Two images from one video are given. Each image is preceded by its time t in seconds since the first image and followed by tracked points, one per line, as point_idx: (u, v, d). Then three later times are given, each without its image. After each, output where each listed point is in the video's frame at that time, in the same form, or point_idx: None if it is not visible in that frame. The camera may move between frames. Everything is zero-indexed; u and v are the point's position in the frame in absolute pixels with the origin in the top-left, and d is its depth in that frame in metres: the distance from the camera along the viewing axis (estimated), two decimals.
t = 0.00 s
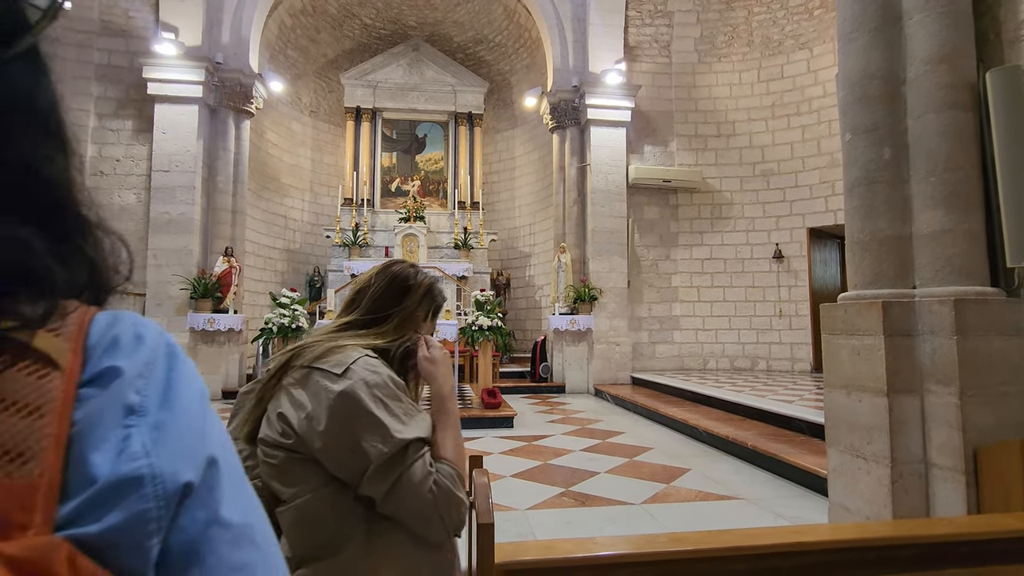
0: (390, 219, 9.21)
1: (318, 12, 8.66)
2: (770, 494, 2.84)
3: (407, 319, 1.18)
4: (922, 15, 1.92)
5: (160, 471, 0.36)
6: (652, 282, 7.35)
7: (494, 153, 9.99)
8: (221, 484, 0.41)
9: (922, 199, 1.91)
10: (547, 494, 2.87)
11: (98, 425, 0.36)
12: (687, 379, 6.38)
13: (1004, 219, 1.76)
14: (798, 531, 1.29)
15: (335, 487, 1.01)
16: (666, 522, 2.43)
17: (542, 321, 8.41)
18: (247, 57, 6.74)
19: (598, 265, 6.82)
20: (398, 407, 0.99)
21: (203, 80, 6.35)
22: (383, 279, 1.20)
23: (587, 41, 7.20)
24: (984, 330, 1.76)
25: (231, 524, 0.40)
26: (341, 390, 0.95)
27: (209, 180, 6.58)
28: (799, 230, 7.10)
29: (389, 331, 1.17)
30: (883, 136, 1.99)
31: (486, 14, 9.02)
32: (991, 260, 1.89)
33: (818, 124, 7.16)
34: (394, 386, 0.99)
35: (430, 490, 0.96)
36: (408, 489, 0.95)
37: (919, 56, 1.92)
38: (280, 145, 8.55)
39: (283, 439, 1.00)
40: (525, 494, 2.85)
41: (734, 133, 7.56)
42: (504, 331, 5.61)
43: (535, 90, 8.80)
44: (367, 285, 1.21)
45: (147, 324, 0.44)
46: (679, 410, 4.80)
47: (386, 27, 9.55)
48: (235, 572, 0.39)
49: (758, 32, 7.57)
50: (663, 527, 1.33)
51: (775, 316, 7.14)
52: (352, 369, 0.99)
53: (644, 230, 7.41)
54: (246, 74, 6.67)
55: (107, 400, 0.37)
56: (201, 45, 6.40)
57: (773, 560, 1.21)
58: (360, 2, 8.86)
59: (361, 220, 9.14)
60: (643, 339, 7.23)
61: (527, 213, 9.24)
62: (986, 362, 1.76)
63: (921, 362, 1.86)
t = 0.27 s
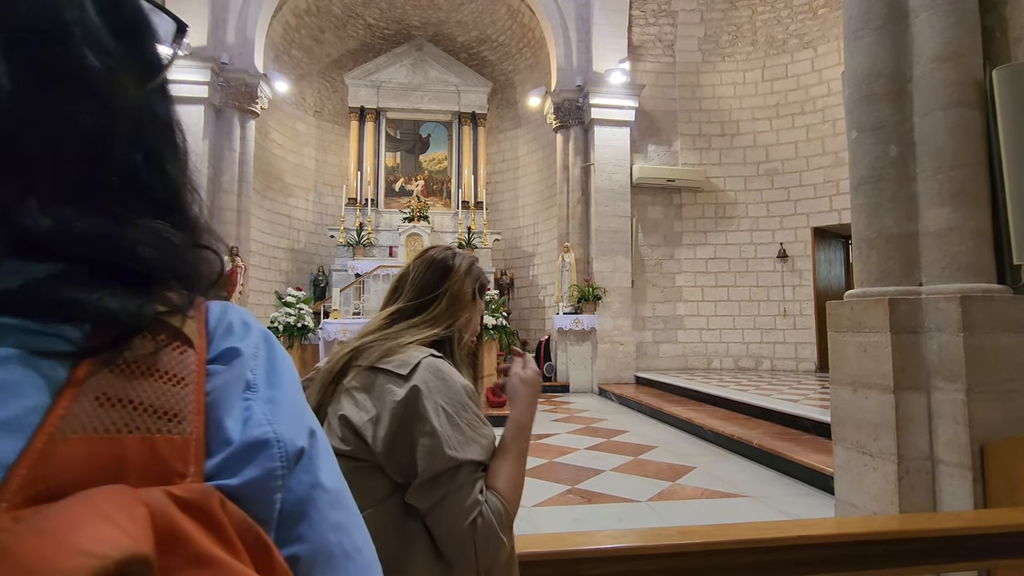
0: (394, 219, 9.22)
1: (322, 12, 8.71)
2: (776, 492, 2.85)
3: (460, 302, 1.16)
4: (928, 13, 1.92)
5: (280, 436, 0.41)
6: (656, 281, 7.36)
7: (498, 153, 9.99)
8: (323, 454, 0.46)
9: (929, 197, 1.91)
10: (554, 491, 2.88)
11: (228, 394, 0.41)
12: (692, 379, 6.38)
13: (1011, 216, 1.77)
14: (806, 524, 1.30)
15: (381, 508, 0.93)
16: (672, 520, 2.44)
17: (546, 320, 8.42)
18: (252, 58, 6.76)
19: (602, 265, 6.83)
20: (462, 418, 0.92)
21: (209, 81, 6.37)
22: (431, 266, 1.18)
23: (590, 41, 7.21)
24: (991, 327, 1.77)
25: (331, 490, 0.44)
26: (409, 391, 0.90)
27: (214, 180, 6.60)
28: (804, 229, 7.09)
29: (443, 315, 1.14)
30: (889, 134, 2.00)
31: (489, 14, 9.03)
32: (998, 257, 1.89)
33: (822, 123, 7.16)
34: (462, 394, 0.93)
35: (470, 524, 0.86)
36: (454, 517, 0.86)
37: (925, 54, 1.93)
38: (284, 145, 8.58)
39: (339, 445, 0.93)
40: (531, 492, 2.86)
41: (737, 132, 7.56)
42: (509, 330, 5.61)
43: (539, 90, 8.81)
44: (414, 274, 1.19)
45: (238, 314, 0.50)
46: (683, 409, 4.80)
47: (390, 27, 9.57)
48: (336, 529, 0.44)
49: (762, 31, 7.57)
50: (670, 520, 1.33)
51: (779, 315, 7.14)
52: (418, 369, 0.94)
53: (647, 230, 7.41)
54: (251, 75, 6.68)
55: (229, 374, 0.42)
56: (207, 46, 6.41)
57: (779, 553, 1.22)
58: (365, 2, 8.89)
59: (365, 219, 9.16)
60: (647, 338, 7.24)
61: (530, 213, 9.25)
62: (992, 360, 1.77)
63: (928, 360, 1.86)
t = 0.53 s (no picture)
0: (400, 220, 9.24)
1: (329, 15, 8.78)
2: (785, 495, 2.84)
3: (507, 309, 1.17)
4: (939, 16, 1.92)
5: (361, 469, 0.44)
6: (662, 283, 7.35)
7: (503, 154, 10.00)
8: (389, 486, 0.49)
9: (939, 201, 1.90)
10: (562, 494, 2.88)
11: (314, 427, 0.44)
12: (699, 380, 6.36)
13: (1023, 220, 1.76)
14: (817, 531, 1.30)
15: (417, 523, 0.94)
16: (681, 523, 2.43)
17: (552, 321, 8.42)
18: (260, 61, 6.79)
19: (608, 266, 6.82)
20: (505, 440, 0.92)
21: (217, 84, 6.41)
22: (479, 275, 1.19)
23: (596, 42, 7.21)
24: (1003, 332, 1.76)
25: (396, 518, 0.47)
26: (454, 407, 0.91)
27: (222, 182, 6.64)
28: (811, 230, 7.06)
29: (491, 323, 1.15)
30: (899, 137, 1.99)
31: (495, 15, 9.05)
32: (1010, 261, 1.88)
33: (829, 123, 7.13)
34: (507, 414, 0.93)
35: (498, 547, 0.87)
36: (484, 537, 0.87)
37: (935, 57, 1.92)
38: (291, 147, 8.62)
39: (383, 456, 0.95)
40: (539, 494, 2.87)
41: (744, 133, 7.53)
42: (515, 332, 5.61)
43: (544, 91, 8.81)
44: (463, 282, 1.21)
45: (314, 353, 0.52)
46: (691, 411, 4.79)
47: (396, 29, 9.60)
48: (405, 558, 0.46)
49: (769, 31, 7.54)
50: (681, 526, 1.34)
51: (787, 317, 7.11)
52: (466, 386, 0.94)
53: (654, 231, 7.40)
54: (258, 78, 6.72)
55: (313, 411, 0.45)
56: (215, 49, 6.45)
57: (792, 559, 1.22)
58: (371, 4, 8.94)
59: (372, 221, 9.18)
60: (653, 340, 7.23)
61: (536, 214, 9.25)
62: (1004, 364, 1.76)
63: (939, 365, 1.85)
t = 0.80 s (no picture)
0: (408, 222, 9.26)
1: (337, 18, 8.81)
2: (798, 500, 2.81)
3: (526, 316, 1.16)
4: (955, 16, 1.89)
5: (405, 508, 0.45)
6: (671, 284, 7.31)
7: (511, 155, 9.99)
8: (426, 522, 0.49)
9: (956, 203, 1.87)
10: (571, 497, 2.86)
11: (360, 464, 0.45)
12: (708, 383, 6.32)
13: None
14: (833, 540, 1.28)
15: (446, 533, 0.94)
16: (692, 528, 2.41)
17: (560, 323, 8.40)
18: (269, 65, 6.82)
19: (616, 268, 6.80)
20: (528, 444, 0.92)
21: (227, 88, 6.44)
22: (497, 283, 1.19)
23: (604, 42, 7.18)
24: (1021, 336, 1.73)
25: (435, 556, 0.47)
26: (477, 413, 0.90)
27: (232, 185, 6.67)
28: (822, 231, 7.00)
29: (514, 329, 1.15)
30: (914, 139, 1.96)
31: (503, 17, 9.05)
32: None
33: (840, 123, 7.07)
34: (528, 419, 0.93)
35: (526, 555, 0.86)
36: (511, 544, 0.86)
37: (951, 57, 1.90)
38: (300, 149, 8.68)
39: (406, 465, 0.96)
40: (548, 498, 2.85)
41: (753, 133, 7.48)
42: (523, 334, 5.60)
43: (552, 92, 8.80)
44: (481, 290, 1.20)
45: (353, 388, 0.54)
46: (700, 414, 4.76)
47: (404, 32, 9.63)
48: None
49: (778, 30, 7.48)
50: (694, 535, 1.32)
51: (797, 318, 7.05)
52: (486, 393, 0.94)
53: (662, 232, 7.37)
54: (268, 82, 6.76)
55: (358, 448, 0.46)
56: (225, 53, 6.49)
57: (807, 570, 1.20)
58: (379, 7, 8.98)
59: (380, 223, 9.21)
60: (662, 342, 7.19)
61: (544, 216, 9.24)
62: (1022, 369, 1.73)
63: (956, 370, 1.82)
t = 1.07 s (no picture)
0: (415, 225, 9.28)
1: (344, 22, 8.86)
2: (807, 508, 2.78)
3: (537, 328, 1.18)
4: (966, 20, 1.87)
5: (415, 557, 0.46)
6: (679, 287, 7.27)
7: (518, 158, 9.99)
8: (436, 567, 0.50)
9: (968, 210, 1.85)
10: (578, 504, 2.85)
11: (371, 511, 0.45)
12: (716, 387, 6.28)
13: None
14: (842, 554, 1.26)
15: (501, 540, 1.02)
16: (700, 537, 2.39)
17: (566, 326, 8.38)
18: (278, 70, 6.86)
19: (623, 271, 6.78)
20: (557, 452, 0.99)
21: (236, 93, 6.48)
22: (515, 300, 1.19)
23: (611, 45, 7.16)
24: None
25: None
26: (506, 440, 0.96)
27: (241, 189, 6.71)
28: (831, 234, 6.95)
29: (534, 346, 1.18)
30: (924, 144, 1.94)
31: (510, 20, 9.07)
32: None
33: (849, 125, 7.02)
34: (551, 429, 1.00)
35: (603, 540, 0.97)
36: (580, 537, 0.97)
37: (962, 62, 1.88)
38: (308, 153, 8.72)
39: (445, 487, 1.02)
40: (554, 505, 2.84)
41: (761, 135, 7.44)
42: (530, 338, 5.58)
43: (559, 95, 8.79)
44: (497, 307, 1.20)
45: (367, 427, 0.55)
46: (708, 419, 4.73)
47: (411, 36, 9.67)
48: None
49: (787, 32, 7.44)
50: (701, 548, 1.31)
51: (806, 322, 6.99)
52: (508, 413, 0.99)
53: (670, 235, 7.33)
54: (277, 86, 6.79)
55: (370, 495, 0.47)
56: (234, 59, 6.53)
57: None
58: (386, 12, 9.02)
59: (387, 226, 9.23)
60: (669, 345, 7.15)
61: (550, 219, 9.23)
62: None
63: (967, 379, 1.80)
